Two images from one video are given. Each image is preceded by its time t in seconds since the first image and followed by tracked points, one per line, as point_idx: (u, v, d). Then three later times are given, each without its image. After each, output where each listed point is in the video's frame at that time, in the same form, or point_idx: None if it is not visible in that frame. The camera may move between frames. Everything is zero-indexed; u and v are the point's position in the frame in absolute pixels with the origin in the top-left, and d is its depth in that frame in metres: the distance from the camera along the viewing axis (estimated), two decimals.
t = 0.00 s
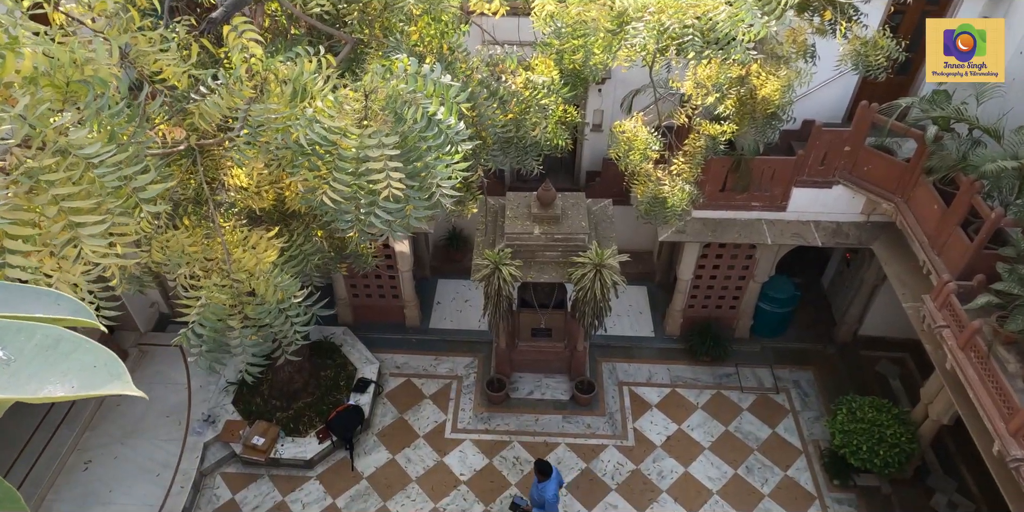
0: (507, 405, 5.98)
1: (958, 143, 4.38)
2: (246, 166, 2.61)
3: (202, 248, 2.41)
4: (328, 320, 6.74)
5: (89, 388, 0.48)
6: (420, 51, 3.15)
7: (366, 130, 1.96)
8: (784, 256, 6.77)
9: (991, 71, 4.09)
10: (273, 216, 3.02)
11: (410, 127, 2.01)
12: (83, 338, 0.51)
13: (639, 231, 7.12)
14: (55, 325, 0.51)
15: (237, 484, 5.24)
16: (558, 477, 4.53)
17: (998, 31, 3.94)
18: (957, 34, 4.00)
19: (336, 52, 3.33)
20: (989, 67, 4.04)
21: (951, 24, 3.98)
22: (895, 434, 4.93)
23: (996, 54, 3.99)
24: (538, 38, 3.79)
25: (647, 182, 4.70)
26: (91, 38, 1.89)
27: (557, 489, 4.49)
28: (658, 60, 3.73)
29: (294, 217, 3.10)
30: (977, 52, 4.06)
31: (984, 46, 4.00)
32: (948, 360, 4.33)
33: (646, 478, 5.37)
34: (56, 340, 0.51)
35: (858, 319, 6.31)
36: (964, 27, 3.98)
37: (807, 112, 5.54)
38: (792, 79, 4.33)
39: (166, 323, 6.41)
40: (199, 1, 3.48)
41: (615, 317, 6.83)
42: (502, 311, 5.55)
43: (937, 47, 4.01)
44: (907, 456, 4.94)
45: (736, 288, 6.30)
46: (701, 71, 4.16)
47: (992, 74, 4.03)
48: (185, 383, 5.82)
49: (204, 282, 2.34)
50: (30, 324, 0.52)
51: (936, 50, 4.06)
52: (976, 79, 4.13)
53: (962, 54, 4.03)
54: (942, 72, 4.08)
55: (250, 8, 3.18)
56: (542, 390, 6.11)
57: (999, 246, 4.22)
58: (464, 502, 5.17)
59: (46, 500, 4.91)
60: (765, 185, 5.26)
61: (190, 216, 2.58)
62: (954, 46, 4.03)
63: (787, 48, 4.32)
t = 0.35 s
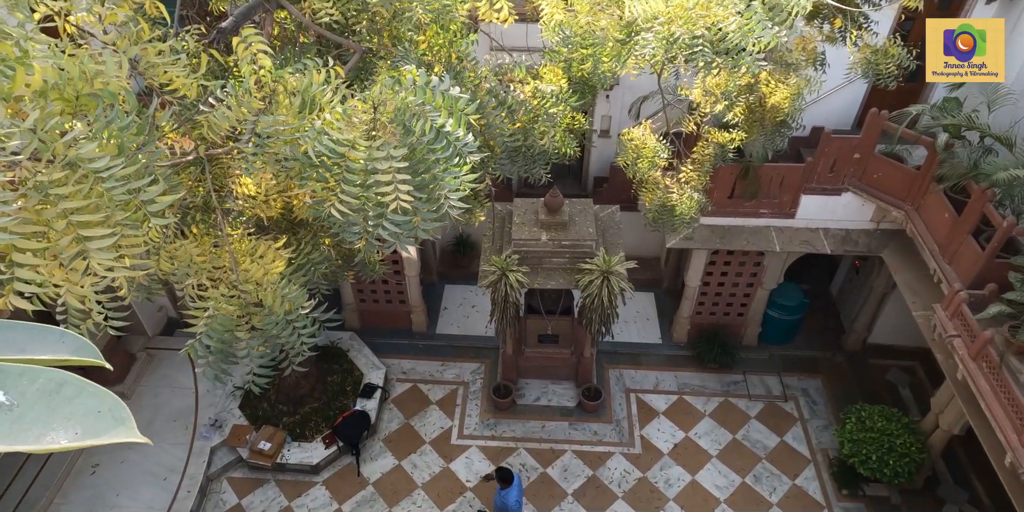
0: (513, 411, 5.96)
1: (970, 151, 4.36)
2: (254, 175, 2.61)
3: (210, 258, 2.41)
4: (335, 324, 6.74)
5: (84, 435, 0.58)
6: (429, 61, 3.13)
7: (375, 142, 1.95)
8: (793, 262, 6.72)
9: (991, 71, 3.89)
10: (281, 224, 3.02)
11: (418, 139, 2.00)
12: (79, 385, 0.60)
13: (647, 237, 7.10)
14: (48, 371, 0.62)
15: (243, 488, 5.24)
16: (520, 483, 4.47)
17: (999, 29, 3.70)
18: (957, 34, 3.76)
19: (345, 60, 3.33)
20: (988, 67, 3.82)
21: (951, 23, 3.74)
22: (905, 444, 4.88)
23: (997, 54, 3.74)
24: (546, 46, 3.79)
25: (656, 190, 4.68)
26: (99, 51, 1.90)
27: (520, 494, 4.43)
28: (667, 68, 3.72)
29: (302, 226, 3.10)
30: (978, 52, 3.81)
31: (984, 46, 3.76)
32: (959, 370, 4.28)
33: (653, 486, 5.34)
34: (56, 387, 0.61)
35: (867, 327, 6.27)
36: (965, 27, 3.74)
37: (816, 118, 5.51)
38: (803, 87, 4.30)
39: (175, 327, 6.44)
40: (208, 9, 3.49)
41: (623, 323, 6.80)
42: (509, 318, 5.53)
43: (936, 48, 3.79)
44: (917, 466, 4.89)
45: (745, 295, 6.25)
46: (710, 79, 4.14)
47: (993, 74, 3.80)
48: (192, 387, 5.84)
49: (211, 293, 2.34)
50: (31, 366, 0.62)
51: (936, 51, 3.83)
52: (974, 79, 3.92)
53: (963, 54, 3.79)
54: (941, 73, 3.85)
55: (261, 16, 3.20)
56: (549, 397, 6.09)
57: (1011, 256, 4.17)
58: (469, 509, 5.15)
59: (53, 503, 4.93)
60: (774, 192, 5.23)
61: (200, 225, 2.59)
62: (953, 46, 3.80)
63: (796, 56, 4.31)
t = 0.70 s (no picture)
0: (523, 417, 5.95)
1: (986, 159, 4.29)
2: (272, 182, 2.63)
3: (227, 264, 2.42)
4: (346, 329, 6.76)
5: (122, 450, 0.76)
6: (445, 68, 3.14)
7: (393, 150, 1.96)
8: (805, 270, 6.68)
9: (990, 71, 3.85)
10: (296, 230, 3.03)
11: (437, 147, 2.01)
12: (124, 407, 0.78)
13: (658, 243, 7.07)
14: (89, 394, 0.79)
15: (253, 492, 5.26)
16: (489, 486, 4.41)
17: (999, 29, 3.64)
18: (957, 34, 3.73)
19: (361, 68, 3.35)
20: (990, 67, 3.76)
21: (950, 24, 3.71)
22: (919, 455, 4.83)
23: (998, 54, 3.67)
24: (560, 53, 3.80)
25: (669, 198, 4.66)
26: (122, 59, 1.90)
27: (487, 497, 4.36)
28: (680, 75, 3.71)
29: (317, 232, 3.11)
30: (978, 52, 3.76)
31: (985, 45, 3.69)
32: (975, 381, 4.23)
33: (663, 494, 5.31)
34: (101, 405, 0.78)
35: (880, 336, 6.21)
36: (964, 27, 3.70)
37: (830, 126, 5.48)
38: (817, 95, 4.28)
39: (187, 330, 6.47)
40: (225, 16, 3.51)
41: (633, 330, 6.78)
42: (519, 324, 5.53)
43: (937, 49, 3.75)
44: (932, 478, 4.83)
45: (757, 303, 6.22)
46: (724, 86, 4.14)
47: (995, 75, 3.75)
48: (203, 390, 5.86)
49: (229, 299, 2.35)
50: (78, 389, 0.80)
51: (936, 51, 3.79)
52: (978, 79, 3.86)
53: (963, 54, 3.73)
54: (941, 74, 3.82)
55: (278, 24, 3.23)
56: (559, 404, 6.07)
57: None
58: None
59: (65, 506, 4.94)
60: (787, 200, 5.20)
61: (217, 231, 2.61)
62: (953, 46, 3.76)
63: (811, 63, 4.26)
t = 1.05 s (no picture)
0: (536, 424, 5.94)
1: (1009, 170, 4.19)
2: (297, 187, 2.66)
3: (253, 267, 2.46)
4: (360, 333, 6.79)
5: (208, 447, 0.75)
6: (468, 75, 3.18)
7: (422, 157, 1.98)
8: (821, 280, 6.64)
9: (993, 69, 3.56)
10: (319, 234, 3.06)
11: (465, 154, 2.03)
12: (208, 404, 0.77)
13: (673, 251, 7.06)
14: (173, 389, 0.78)
15: (267, 494, 5.28)
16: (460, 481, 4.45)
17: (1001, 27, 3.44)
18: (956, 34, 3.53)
19: (384, 75, 3.38)
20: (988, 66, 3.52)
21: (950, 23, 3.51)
22: (938, 469, 4.77)
23: (999, 53, 3.45)
24: (580, 61, 3.81)
25: (687, 206, 4.65)
26: (156, 65, 1.94)
27: (457, 491, 4.40)
28: (701, 83, 3.71)
29: (339, 236, 3.13)
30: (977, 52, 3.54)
31: (983, 45, 3.49)
32: (996, 395, 4.18)
33: (676, 504, 5.28)
34: (186, 404, 0.77)
35: (898, 347, 6.15)
36: (964, 27, 3.50)
37: (848, 135, 5.47)
38: (838, 104, 4.26)
39: (204, 332, 6.53)
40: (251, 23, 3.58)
41: (648, 338, 6.76)
42: (534, 330, 5.54)
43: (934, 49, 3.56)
44: (951, 492, 4.77)
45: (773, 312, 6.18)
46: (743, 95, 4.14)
47: (996, 74, 3.51)
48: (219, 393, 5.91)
49: (256, 302, 2.39)
50: (160, 385, 0.79)
51: (935, 51, 3.59)
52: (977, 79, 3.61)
53: (963, 53, 3.53)
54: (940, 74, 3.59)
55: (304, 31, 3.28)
56: (572, 411, 6.06)
57: None
58: None
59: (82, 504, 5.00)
60: (804, 209, 5.18)
61: (243, 235, 2.64)
62: (951, 47, 3.56)
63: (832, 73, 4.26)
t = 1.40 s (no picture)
0: (562, 442, 5.92)
1: None
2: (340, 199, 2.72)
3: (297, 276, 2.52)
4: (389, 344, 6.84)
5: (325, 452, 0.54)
6: (509, 92, 3.20)
7: (467, 173, 2.03)
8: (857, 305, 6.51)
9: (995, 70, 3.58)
10: (358, 246, 3.12)
11: (509, 171, 2.07)
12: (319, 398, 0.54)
13: (705, 271, 6.99)
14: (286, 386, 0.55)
15: (293, 502, 5.32)
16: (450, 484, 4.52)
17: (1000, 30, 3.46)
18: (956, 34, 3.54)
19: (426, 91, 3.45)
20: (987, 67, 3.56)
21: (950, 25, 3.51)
22: (977, 504, 4.61)
23: (998, 54, 3.48)
24: (618, 80, 3.84)
25: (722, 226, 4.63)
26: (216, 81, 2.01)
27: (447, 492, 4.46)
28: (738, 104, 3.71)
29: (377, 248, 3.19)
30: (977, 50, 3.56)
31: (983, 46, 3.51)
32: None
33: None
34: (291, 399, 0.54)
35: (936, 376, 5.99)
36: (962, 27, 3.51)
37: (888, 158, 5.39)
38: (878, 127, 4.21)
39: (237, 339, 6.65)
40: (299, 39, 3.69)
41: (677, 359, 6.69)
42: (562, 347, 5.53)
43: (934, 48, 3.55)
44: None
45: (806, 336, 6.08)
46: (781, 117, 4.12)
47: (996, 74, 3.54)
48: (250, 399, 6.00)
49: (300, 310, 2.46)
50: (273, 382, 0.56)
51: (935, 50, 3.58)
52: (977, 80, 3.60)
53: (964, 53, 3.54)
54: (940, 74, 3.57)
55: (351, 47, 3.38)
56: (598, 430, 6.02)
57: None
58: None
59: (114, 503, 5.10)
60: (840, 232, 5.11)
61: (287, 245, 2.70)
62: (951, 47, 3.54)
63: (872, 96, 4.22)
